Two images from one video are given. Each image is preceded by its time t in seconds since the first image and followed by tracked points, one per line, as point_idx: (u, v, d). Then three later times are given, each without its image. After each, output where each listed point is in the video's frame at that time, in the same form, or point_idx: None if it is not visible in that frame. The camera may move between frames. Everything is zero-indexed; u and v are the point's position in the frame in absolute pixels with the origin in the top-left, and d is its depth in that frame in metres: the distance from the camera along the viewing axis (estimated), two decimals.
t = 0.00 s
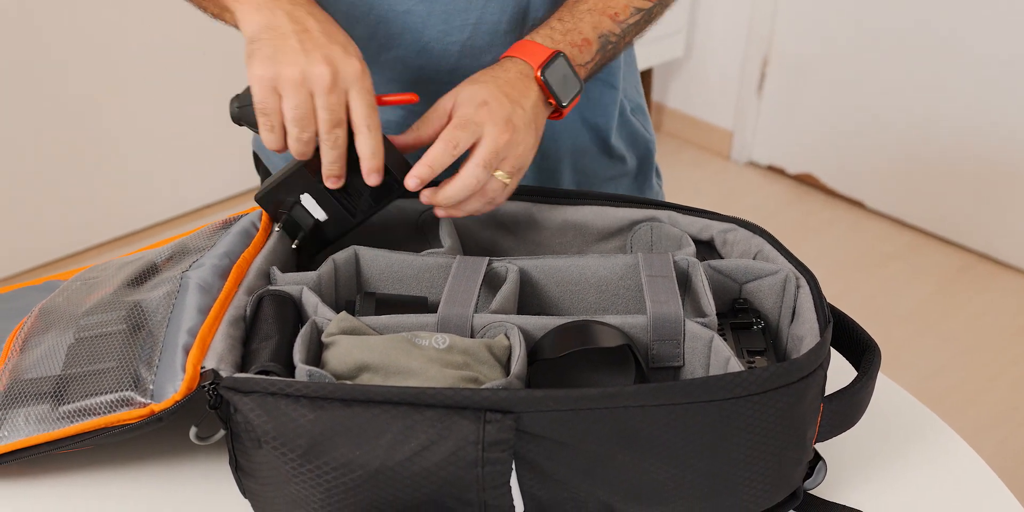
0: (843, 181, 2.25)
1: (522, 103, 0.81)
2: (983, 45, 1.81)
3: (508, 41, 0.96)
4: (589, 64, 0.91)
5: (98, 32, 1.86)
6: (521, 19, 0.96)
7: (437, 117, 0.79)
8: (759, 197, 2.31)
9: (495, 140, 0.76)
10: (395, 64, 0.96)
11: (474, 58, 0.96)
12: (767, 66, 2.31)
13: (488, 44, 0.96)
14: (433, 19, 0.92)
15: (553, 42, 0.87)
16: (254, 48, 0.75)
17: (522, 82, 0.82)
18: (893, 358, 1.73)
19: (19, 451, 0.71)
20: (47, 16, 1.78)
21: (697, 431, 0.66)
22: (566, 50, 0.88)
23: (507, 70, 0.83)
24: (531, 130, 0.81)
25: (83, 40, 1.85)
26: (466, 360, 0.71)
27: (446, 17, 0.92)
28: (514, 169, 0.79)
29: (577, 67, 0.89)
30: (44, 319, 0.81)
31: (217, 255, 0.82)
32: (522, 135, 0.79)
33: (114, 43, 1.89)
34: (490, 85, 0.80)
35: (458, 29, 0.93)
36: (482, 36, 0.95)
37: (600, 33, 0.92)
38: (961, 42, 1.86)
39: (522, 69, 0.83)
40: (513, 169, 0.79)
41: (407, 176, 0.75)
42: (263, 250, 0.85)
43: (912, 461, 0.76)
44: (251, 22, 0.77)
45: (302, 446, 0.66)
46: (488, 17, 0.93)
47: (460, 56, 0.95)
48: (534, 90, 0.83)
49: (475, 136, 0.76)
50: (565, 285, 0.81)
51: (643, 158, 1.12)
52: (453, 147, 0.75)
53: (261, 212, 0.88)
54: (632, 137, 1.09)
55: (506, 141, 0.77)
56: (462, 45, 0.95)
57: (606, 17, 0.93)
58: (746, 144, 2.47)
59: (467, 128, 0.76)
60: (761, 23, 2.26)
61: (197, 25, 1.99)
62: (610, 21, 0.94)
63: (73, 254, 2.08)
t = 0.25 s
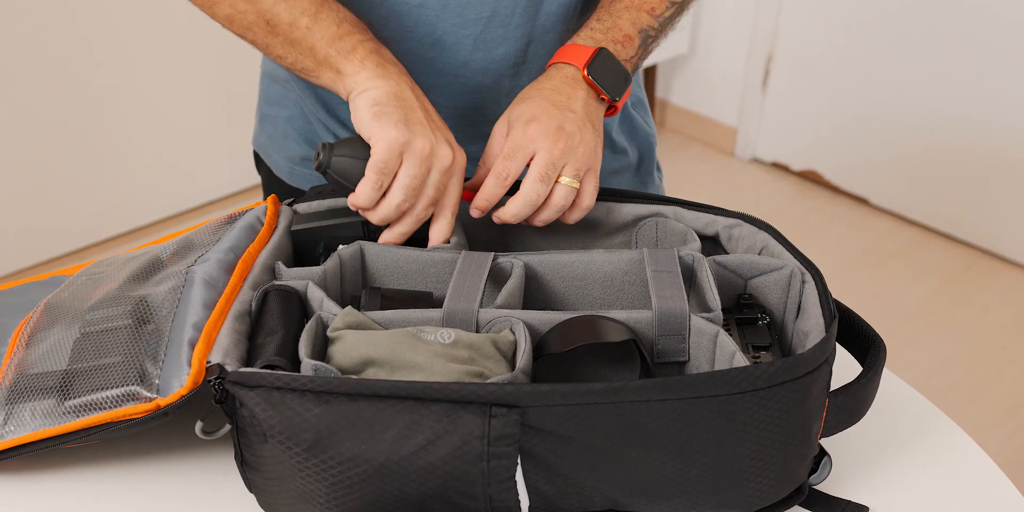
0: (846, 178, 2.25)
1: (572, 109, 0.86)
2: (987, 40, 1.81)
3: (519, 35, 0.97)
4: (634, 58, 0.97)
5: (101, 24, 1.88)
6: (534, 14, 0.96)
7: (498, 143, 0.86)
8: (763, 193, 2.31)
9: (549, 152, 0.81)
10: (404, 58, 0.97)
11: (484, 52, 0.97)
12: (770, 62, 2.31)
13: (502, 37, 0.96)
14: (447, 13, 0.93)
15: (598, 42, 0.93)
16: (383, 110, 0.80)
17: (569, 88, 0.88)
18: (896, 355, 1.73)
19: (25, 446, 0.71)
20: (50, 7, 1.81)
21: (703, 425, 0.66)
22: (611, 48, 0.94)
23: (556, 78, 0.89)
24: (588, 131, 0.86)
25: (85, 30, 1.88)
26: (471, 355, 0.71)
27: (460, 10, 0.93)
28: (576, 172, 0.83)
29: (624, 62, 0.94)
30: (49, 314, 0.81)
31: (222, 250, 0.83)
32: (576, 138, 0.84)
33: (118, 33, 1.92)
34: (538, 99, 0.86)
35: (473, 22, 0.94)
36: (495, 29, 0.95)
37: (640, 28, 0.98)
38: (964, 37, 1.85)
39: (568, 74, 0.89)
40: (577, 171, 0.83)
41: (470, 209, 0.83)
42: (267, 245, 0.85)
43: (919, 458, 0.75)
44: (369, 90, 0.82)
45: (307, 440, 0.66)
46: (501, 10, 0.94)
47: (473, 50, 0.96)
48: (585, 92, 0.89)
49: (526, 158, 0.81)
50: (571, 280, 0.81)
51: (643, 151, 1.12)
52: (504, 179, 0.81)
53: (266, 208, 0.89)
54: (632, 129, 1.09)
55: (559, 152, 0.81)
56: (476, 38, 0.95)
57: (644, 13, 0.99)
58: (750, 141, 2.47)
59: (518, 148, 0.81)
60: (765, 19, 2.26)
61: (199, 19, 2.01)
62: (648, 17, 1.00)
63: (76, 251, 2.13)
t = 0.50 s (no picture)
0: (849, 173, 2.25)
1: (577, 116, 0.86)
2: (988, 35, 1.81)
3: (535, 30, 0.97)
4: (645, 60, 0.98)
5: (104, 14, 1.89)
6: (548, 11, 0.96)
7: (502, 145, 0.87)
8: (766, 189, 2.31)
9: (547, 163, 0.82)
10: (414, 52, 0.97)
11: (500, 46, 0.97)
12: (774, 57, 2.31)
13: (518, 32, 0.96)
14: (463, 8, 0.94)
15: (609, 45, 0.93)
16: (369, 131, 0.81)
17: (578, 93, 0.88)
18: (898, 350, 1.73)
19: (28, 439, 0.70)
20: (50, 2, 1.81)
21: (707, 419, 0.66)
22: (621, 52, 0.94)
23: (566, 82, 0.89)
24: (591, 140, 0.85)
25: (88, 25, 1.88)
26: (476, 348, 0.71)
27: (476, 4, 0.94)
28: (575, 183, 0.84)
29: (635, 66, 0.96)
30: (52, 308, 0.81)
31: (226, 243, 0.83)
32: (578, 148, 0.83)
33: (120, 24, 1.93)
34: (545, 104, 0.86)
35: (489, 16, 0.94)
36: (511, 24, 0.95)
37: (651, 31, 0.98)
38: (965, 31, 1.85)
39: (578, 78, 0.89)
40: (574, 184, 0.84)
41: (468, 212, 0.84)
42: (271, 239, 0.85)
43: (922, 453, 0.75)
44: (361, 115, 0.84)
45: (311, 433, 0.66)
46: (517, 6, 0.94)
47: (488, 44, 0.96)
48: (594, 95, 0.89)
49: (523, 167, 0.82)
50: (574, 274, 0.81)
51: (646, 145, 1.12)
52: (503, 179, 0.82)
53: (270, 201, 0.90)
54: (636, 125, 1.08)
55: (558, 162, 0.82)
56: (491, 33, 0.96)
57: (655, 15, 0.99)
58: (753, 136, 2.47)
59: (520, 152, 0.82)
60: (767, 14, 2.25)
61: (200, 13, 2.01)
62: (659, 18, 0.99)
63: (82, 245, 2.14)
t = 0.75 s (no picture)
0: (850, 170, 2.25)
1: (550, 131, 0.85)
2: (988, 31, 1.81)
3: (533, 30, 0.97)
4: (627, 73, 0.96)
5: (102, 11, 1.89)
6: (547, 10, 0.96)
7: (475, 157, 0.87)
8: (766, 186, 2.31)
9: (518, 179, 0.81)
10: (411, 48, 0.97)
11: (496, 44, 0.97)
12: (774, 54, 2.31)
13: (515, 31, 0.96)
14: (459, 5, 0.94)
15: (587, 58, 0.92)
16: (321, 136, 0.84)
17: (553, 108, 0.87)
18: (898, 348, 1.73)
19: (29, 436, 0.70)
20: None
21: (707, 414, 0.66)
22: (599, 63, 0.93)
23: (541, 96, 0.89)
24: (566, 155, 0.84)
25: (87, 23, 1.89)
26: (476, 345, 0.71)
27: (472, 2, 0.94)
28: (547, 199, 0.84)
29: (614, 78, 0.93)
30: (53, 305, 0.81)
31: (226, 240, 0.83)
32: (549, 165, 0.83)
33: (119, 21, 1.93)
34: (519, 119, 0.86)
35: (484, 15, 0.95)
36: (507, 24, 0.96)
37: (634, 43, 0.96)
38: (965, 27, 1.85)
39: (555, 91, 0.89)
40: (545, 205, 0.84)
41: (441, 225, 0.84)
42: (271, 236, 0.86)
43: (922, 449, 0.75)
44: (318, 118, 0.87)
45: (311, 429, 0.66)
46: (513, 6, 0.94)
47: (484, 42, 0.97)
48: (569, 109, 0.88)
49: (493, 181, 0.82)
50: (574, 271, 0.82)
51: (651, 144, 1.12)
52: (471, 193, 0.82)
53: (270, 198, 0.90)
54: (639, 123, 1.10)
55: (529, 179, 0.81)
56: (488, 32, 0.96)
57: (639, 26, 0.97)
58: (753, 133, 2.47)
59: (491, 168, 0.82)
60: (767, 11, 2.25)
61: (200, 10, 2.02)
62: (644, 30, 0.97)
63: (79, 244, 2.13)
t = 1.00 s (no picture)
0: (850, 169, 2.25)
1: (538, 139, 0.86)
2: (987, 28, 1.81)
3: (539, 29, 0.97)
4: (606, 80, 0.95)
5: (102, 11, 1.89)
6: (550, 13, 0.97)
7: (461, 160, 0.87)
8: (766, 185, 2.31)
9: (510, 189, 0.82)
10: (413, 50, 0.97)
11: (500, 46, 0.97)
12: (774, 52, 2.31)
13: (519, 32, 0.96)
14: (462, 6, 0.94)
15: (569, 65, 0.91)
16: (292, 139, 0.83)
17: (535, 113, 0.88)
18: (897, 346, 1.73)
19: (28, 435, 0.71)
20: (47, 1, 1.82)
21: (706, 413, 0.66)
22: (582, 71, 0.92)
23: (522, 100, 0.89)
24: (552, 162, 0.86)
25: (86, 23, 1.89)
26: (475, 343, 0.71)
27: (476, 4, 0.94)
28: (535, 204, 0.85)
29: (594, 86, 0.93)
30: (53, 304, 0.81)
31: (226, 240, 0.83)
32: (540, 173, 0.84)
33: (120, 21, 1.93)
34: (505, 125, 0.86)
35: (488, 16, 0.95)
36: (512, 24, 0.96)
37: (617, 49, 0.96)
38: (965, 25, 1.85)
39: (535, 96, 0.89)
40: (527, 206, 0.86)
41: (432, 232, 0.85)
42: (271, 235, 0.86)
43: (922, 448, 0.75)
44: (291, 113, 0.86)
45: (310, 428, 0.66)
46: (518, 6, 0.95)
47: (488, 43, 0.96)
48: (552, 116, 0.88)
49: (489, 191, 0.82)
50: (573, 270, 0.82)
51: (657, 145, 1.12)
52: (465, 205, 0.82)
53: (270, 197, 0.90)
54: (645, 124, 1.10)
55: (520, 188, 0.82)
56: (491, 33, 0.96)
57: (622, 32, 0.96)
58: (754, 131, 2.47)
59: (486, 178, 0.82)
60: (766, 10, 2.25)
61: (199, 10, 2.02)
62: (626, 36, 0.97)
63: (78, 243, 2.14)
